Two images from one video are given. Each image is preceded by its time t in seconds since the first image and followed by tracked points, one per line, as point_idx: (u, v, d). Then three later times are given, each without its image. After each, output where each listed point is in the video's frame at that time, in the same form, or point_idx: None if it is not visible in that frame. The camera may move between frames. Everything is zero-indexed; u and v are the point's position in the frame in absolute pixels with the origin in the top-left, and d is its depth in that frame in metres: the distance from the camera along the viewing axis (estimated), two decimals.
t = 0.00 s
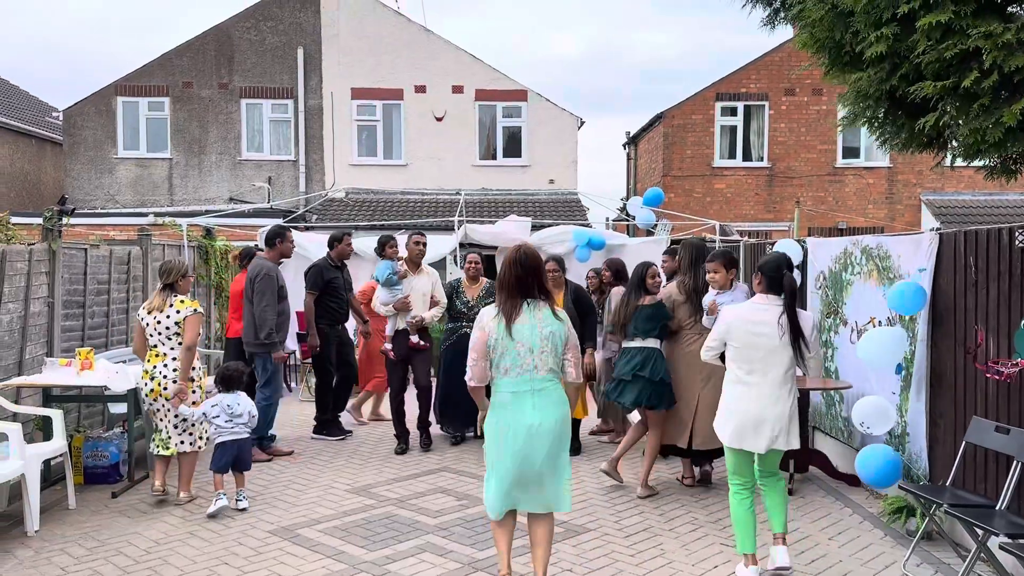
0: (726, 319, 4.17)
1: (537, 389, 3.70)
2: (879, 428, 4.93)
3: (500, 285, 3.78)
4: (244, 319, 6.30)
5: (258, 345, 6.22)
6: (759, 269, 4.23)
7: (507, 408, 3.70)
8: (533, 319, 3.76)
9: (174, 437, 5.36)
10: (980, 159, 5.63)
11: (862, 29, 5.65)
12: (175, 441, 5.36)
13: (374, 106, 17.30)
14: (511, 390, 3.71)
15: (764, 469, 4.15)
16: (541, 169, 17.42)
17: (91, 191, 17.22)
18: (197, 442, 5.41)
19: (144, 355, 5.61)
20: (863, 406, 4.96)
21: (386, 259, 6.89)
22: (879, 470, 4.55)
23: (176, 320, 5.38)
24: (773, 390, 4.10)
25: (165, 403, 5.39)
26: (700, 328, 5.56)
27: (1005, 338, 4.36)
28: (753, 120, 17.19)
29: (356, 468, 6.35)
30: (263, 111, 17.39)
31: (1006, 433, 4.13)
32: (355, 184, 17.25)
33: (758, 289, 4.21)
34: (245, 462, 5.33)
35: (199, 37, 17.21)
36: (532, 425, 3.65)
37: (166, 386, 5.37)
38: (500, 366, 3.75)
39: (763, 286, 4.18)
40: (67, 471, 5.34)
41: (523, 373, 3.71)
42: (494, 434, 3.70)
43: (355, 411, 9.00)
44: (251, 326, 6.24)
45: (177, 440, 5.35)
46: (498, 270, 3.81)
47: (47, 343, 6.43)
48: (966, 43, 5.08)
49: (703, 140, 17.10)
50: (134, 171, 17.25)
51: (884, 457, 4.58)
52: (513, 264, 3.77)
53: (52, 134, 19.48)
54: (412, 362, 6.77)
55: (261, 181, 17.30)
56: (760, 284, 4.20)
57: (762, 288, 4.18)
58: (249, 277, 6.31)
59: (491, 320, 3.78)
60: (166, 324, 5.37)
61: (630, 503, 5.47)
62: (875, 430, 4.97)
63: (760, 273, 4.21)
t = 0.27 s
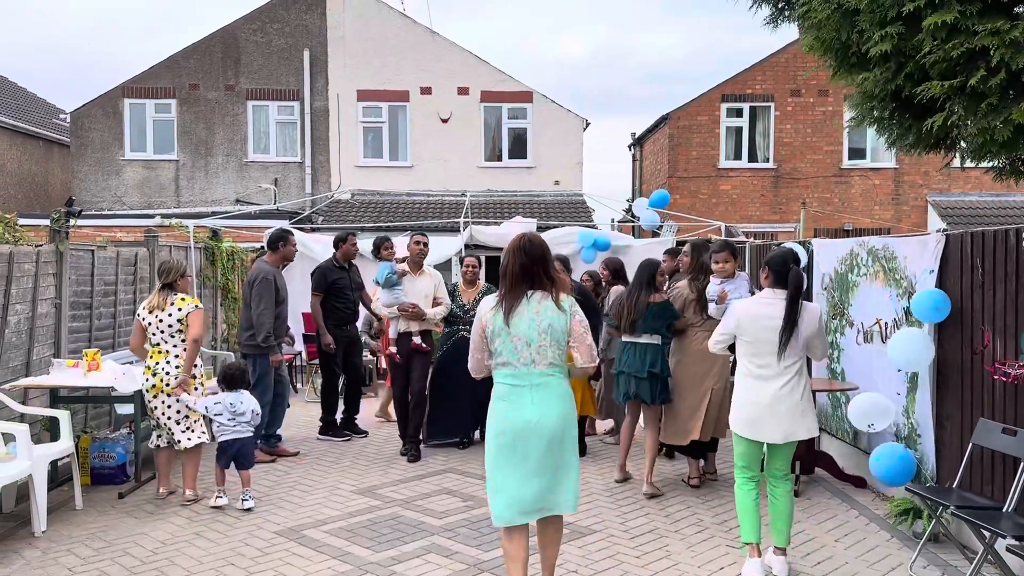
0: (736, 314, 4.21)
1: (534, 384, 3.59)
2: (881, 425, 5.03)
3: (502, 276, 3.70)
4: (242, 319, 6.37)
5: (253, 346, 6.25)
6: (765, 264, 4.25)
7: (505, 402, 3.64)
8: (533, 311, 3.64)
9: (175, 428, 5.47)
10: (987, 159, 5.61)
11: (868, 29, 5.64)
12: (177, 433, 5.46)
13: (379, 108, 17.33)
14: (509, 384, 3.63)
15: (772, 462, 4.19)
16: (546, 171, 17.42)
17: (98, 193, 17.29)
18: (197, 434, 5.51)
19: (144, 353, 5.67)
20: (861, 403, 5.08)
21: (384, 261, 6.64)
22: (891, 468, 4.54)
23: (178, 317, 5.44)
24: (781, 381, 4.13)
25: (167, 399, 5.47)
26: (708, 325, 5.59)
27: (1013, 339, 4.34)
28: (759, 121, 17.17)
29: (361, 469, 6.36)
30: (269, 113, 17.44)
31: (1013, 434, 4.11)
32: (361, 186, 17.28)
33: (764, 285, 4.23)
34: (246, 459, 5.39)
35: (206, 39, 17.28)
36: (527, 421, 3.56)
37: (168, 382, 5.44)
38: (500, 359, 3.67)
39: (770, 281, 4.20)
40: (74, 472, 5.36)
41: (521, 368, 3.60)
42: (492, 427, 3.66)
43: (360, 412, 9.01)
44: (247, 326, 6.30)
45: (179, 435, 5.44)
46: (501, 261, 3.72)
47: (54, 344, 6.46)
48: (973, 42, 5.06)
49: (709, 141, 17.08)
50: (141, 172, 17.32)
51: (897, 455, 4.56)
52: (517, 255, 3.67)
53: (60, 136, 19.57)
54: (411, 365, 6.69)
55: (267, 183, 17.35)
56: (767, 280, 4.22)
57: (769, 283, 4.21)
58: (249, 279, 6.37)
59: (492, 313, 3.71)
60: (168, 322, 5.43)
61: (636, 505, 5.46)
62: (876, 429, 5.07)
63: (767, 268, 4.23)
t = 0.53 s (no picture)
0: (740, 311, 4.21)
1: (547, 396, 3.42)
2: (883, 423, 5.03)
3: (510, 283, 3.52)
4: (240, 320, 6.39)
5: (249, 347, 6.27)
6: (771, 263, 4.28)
7: (515, 415, 3.45)
8: (545, 319, 3.48)
9: (180, 424, 5.63)
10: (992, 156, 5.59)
11: (870, 24, 5.61)
12: (183, 429, 5.63)
13: (384, 109, 17.35)
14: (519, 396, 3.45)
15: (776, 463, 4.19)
16: (550, 171, 17.41)
17: (103, 194, 17.34)
18: (201, 430, 5.68)
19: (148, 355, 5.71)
20: (865, 400, 5.11)
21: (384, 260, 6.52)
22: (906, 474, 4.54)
23: (177, 315, 5.52)
24: (786, 377, 4.16)
25: (169, 396, 5.59)
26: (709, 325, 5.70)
27: (1018, 340, 4.33)
28: (763, 121, 17.15)
29: (365, 470, 6.37)
30: (273, 114, 17.46)
31: (1018, 436, 4.10)
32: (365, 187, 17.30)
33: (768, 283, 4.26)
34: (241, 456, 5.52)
35: (210, 40, 17.31)
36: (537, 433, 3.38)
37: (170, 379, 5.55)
38: (508, 370, 3.48)
39: (774, 279, 4.23)
40: (79, 472, 5.37)
41: (532, 378, 3.43)
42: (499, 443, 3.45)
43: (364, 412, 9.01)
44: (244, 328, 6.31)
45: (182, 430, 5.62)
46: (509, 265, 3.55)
47: (59, 344, 6.48)
48: (979, 37, 5.04)
49: (713, 142, 17.05)
50: (146, 173, 17.36)
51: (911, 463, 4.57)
52: (526, 259, 3.51)
53: (65, 137, 19.63)
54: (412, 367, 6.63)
55: (272, 184, 17.38)
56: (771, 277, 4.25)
57: (775, 281, 4.23)
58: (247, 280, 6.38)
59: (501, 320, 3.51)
60: (168, 320, 5.51)
61: (640, 505, 5.46)
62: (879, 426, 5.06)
63: (772, 266, 4.27)
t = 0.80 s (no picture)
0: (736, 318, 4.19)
1: (569, 408, 3.25)
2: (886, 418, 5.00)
3: (527, 289, 3.32)
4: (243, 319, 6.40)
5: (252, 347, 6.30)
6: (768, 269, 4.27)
7: (535, 429, 3.26)
8: (565, 326, 3.29)
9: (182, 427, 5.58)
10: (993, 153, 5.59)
11: (872, 18, 5.62)
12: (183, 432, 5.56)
13: (386, 109, 17.37)
14: (538, 408, 3.26)
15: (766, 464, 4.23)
16: (552, 172, 17.41)
17: (106, 194, 17.37)
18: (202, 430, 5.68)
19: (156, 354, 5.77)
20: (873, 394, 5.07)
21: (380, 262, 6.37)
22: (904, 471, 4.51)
23: (182, 315, 5.54)
24: (781, 385, 4.16)
25: (176, 397, 5.58)
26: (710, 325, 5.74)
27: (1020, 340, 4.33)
28: (766, 121, 17.14)
29: (368, 470, 6.37)
30: (276, 114, 17.48)
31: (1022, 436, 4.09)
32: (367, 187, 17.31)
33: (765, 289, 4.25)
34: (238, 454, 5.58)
35: (213, 41, 17.33)
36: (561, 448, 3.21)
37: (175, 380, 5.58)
38: (526, 380, 3.28)
39: (772, 286, 4.21)
40: (82, 472, 5.38)
41: (553, 389, 3.25)
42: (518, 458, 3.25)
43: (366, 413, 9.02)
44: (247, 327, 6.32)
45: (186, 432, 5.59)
46: (525, 267, 3.35)
47: (62, 344, 6.48)
48: (981, 31, 5.04)
49: (715, 141, 17.04)
50: (149, 173, 17.38)
51: (908, 459, 4.54)
52: (544, 262, 3.32)
53: (68, 137, 19.66)
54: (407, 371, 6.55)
55: (274, 184, 17.40)
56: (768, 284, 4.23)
57: (771, 289, 4.21)
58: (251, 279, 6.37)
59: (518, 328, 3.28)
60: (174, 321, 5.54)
61: (643, 506, 5.45)
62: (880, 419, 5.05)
63: (769, 274, 4.24)
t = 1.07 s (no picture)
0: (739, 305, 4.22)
1: (574, 407, 3.12)
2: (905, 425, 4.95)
3: (535, 281, 3.21)
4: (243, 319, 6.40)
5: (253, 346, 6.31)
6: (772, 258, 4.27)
7: (541, 428, 3.15)
8: (572, 321, 3.14)
9: (183, 421, 5.59)
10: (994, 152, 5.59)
11: (873, 16, 5.61)
12: (184, 427, 5.57)
13: (387, 109, 17.38)
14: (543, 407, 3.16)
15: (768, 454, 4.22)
16: (554, 172, 17.41)
17: (108, 194, 17.40)
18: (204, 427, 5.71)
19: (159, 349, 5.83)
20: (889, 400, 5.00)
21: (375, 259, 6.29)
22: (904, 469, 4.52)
23: (183, 313, 5.56)
24: (781, 373, 4.18)
25: (177, 391, 5.61)
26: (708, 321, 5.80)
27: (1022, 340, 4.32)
28: (767, 121, 17.13)
29: (368, 470, 6.37)
30: (277, 115, 17.50)
31: None
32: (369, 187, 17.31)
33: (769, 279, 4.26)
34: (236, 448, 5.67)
35: (214, 41, 17.34)
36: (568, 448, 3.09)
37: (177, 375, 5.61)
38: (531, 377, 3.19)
39: (774, 275, 4.22)
40: (83, 471, 5.38)
41: (557, 387, 3.13)
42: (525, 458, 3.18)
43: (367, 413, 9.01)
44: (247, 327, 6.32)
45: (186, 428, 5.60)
46: (534, 260, 3.24)
47: (64, 344, 6.49)
48: (981, 29, 5.04)
49: (716, 141, 17.04)
50: (150, 173, 17.40)
51: (906, 458, 4.55)
52: (551, 254, 3.19)
53: (70, 138, 19.69)
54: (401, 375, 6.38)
55: (276, 184, 17.42)
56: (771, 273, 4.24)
57: (774, 278, 4.23)
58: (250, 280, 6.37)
59: (522, 323, 3.20)
60: (175, 318, 5.56)
61: (644, 506, 5.45)
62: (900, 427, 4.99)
63: (773, 263, 4.25)
